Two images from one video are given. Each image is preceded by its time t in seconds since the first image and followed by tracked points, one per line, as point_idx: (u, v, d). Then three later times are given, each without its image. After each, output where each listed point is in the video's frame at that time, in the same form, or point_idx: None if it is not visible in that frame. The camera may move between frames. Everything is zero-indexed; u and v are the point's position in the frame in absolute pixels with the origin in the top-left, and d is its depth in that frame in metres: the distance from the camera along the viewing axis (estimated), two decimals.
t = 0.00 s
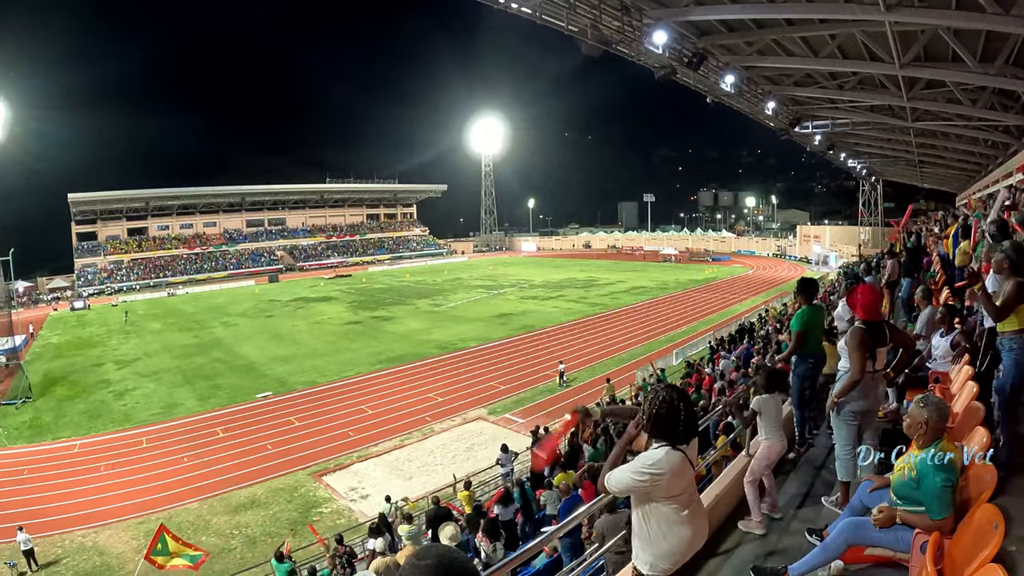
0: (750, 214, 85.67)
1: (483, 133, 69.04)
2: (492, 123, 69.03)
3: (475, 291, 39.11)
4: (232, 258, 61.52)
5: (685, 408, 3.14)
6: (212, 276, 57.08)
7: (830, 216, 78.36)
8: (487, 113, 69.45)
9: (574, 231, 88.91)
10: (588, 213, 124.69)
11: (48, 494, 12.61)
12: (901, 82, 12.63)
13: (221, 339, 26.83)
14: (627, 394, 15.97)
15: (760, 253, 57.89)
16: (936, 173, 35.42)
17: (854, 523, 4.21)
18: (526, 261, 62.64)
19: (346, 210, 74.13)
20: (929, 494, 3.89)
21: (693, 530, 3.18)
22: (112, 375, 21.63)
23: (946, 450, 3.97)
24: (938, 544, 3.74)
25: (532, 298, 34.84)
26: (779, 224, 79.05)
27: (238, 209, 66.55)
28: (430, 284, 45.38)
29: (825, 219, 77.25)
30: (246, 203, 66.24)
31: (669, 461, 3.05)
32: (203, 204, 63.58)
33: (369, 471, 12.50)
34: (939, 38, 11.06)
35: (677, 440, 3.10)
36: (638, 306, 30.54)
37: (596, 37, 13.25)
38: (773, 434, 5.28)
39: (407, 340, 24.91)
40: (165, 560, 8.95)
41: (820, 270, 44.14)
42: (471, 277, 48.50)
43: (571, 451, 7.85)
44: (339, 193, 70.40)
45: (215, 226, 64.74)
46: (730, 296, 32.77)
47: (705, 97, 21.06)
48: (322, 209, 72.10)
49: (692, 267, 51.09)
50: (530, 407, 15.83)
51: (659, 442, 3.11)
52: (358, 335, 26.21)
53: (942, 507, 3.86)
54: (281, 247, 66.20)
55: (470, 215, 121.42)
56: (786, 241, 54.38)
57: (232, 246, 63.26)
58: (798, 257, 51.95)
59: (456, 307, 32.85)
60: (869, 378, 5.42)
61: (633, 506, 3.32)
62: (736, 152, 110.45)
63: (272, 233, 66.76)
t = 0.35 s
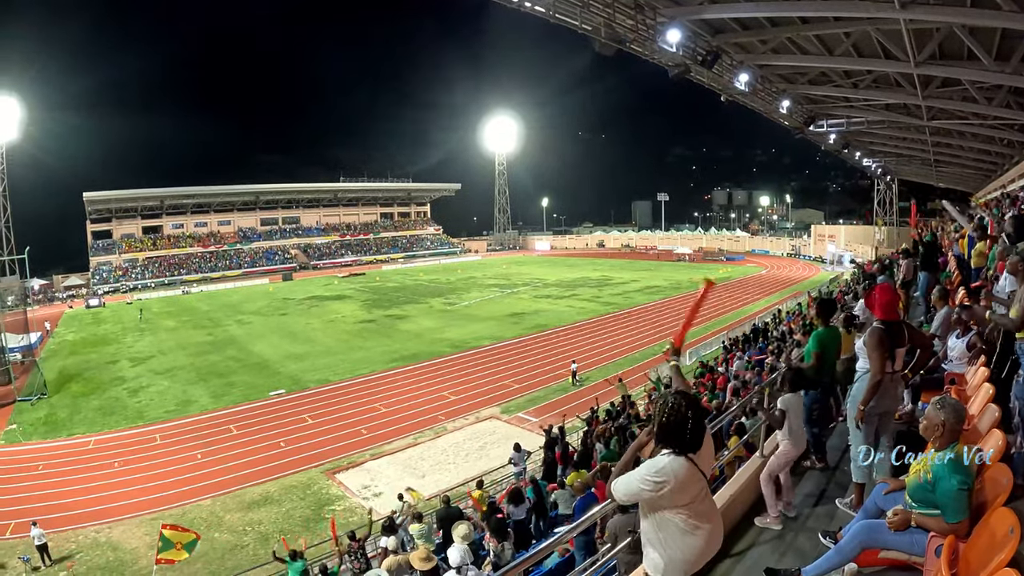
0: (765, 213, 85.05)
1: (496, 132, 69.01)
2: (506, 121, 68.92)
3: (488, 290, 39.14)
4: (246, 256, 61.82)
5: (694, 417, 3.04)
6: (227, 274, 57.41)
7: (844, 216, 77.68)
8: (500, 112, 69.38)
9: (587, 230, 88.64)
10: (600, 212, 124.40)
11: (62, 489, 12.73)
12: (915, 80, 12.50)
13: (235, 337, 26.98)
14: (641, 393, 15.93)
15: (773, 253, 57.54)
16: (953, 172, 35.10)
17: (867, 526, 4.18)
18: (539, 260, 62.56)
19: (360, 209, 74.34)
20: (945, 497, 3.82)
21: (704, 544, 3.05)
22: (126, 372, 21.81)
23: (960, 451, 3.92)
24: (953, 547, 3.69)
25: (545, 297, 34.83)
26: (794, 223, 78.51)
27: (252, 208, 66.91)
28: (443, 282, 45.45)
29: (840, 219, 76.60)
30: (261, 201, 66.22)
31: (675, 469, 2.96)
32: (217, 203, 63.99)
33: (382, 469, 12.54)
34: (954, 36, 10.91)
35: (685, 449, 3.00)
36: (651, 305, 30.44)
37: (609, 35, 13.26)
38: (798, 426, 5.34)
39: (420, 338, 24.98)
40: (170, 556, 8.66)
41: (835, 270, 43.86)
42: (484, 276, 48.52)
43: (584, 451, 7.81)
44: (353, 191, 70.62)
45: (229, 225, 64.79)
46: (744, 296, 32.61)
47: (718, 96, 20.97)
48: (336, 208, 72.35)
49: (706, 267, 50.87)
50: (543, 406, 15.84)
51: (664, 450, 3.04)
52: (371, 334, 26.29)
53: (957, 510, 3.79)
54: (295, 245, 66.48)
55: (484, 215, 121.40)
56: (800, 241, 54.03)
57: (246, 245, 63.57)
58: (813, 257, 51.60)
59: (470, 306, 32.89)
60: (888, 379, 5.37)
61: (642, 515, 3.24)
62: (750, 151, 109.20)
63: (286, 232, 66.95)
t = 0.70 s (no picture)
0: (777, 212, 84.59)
1: (508, 131, 69.01)
2: (518, 121, 68.94)
3: (500, 290, 39.18)
4: (259, 255, 62.06)
5: (722, 421, 3.08)
6: (240, 273, 57.67)
7: (858, 216, 77.11)
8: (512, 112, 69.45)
9: (600, 229, 88.47)
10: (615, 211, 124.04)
11: (74, 486, 12.84)
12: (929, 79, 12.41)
13: (248, 336, 27.11)
14: (654, 392, 15.92)
15: (786, 253, 57.25)
16: (970, 172, 34.73)
17: (882, 529, 4.15)
18: (553, 260, 62.59)
19: (372, 209, 74.59)
20: (959, 499, 3.73)
21: (722, 546, 3.05)
22: (139, 370, 21.95)
23: (977, 454, 3.80)
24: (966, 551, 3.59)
25: (557, 297, 34.84)
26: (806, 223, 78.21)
27: (265, 207, 67.21)
28: (455, 282, 45.47)
29: (853, 218, 76.11)
30: (273, 201, 66.58)
31: (698, 466, 3.00)
32: (229, 202, 64.37)
33: (394, 468, 12.57)
34: (968, 35, 10.81)
35: (712, 450, 3.04)
36: (664, 305, 30.36)
37: (621, 35, 13.25)
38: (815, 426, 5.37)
39: (432, 338, 25.01)
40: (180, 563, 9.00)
41: (849, 270, 43.59)
42: (496, 276, 48.52)
43: (596, 451, 7.79)
44: (365, 191, 70.80)
45: (242, 225, 65.16)
46: (757, 296, 32.47)
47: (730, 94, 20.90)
48: (348, 208, 72.62)
49: (719, 267, 50.74)
50: (556, 405, 15.85)
51: (692, 449, 3.07)
52: (383, 333, 26.35)
53: (971, 513, 3.70)
54: (308, 245, 66.76)
55: (496, 214, 121.39)
56: (813, 240, 53.72)
57: (258, 244, 63.91)
58: (826, 257, 51.31)
59: (482, 305, 32.90)
60: (905, 381, 5.29)
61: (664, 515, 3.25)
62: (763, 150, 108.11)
63: (298, 231, 67.28)
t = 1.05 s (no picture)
0: (791, 212, 84.04)
1: (521, 131, 69.01)
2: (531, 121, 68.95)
3: (514, 290, 39.16)
4: (272, 255, 62.35)
5: (758, 412, 3.14)
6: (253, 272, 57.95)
7: (873, 216, 76.46)
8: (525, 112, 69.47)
9: (613, 229, 88.28)
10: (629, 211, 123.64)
11: (88, 484, 12.93)
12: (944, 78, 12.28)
13: (261, 335, 27.27)
14: (667, 393, 15.90)
15: (800, 254, 56.84)
16: (988, 173, 34.33)
17: (896, 533, 3.90)
18: (567, 260, 62.57)
19: (386, 209, 74.81)
20: (977, 504, 3.50)
21: (763, 527, 3.14)
22: (153, 368, 22.14)
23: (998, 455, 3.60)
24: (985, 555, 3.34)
25: (570, 297, 34.84)
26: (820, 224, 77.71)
27: (278, 207, 67.44)
28: (468, 281, 45.53)
29: (867, 219, 75.48)
30: (286, 201, 67.02)
31: (737, 455, 3.07)
32: (243, 202, 64.81)
33: (406, 467, 12.60)
34: (983, 34, 10.68)
35: (748, 440, 3.11)
36: (677, 306, 30.27)
37: (635, 35, 13.26)
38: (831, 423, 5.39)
39: (445, 337, 25.05)
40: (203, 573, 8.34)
41: (864, 272, 43.26)
42: (509, 276, 48.56)
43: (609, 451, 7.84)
44: (377, 191, 71.02)
45: (256, 224, 65.62)
46: (771, 297, 32.28)
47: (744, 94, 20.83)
48: (362, 207, 72.88)
49: (732, 267, 50.50)
50: (569, 406, 15.83)
51: (729, 439, 3.14)
52: (396, 333, 26.42)
53: (989, 517, 3.47)
54: (321, 244, 67.03)
55: (510, 214, 121.36)
56: (828, 241, 53.33)
57: (272, 243, 64.27)
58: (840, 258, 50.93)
59: (495, 305, 32.93)
60: (919, 384, 5.21)
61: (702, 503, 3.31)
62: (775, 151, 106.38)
63: (311, 231, 67.64)
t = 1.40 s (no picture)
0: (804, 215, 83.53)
1: (533, 133, 68.97)
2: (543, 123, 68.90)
3: (526, 292, 39.15)
4: (284, 256, 62.68)
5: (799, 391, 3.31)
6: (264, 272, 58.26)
7: (885, 219, 75.85)
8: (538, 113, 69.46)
9: (626, 232, 88.05)
10: (641, 213, 123.28)
11: (99, 481, 13.03)
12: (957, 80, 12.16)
13: (273, 335, 27.42)
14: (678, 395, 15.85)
15: (812, 256, 56.52)
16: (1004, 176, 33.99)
17: (908, 537, 3.74)
18: (579, 262, 62.52)
19: (398, 210, 75.02)
20: (991, 508, 3.38)
21: (792, 504, 3.37)
22: (165, 367, 22.29)
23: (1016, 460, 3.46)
24: (996, 560, 3.20)
25: (582, 299, 34.82)
26: (833, 226, 77.17)
27: (291, 208, 68.02)
28: (479, 283, 45.62)
29: (878, 222, 74.91)
30: (299, 202, 67.45)
31: (779, 431, 3.28)
32: (256, 203, 65.22)
33: (417, 468, 12.64)
34: (997, 34, 10.58)
35: (789, 418, 3.29)
36: (689, 309, 30.17)
37: (647, 36, 13.24)
38: (843, 426, 5.36)
39: (456, 339, 25.10)
40: None
41: (875, 275, 43.02)
42: (520, 278, 48.53)
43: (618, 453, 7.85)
44: (389, 192, 71.23)
45: (268, 225, 66.08)
46: (783, 300, 32.11)
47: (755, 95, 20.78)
48: (374, 208, 73.12)
49: (745, 270, 50.27)
50: (579, 408, 15.83)
51: (769, 416, 3.32)
52: (407, 334, 26.47)
53: (1000, 520, 3.34)
54: (334, 245, 67.27)
55: (521, 216, 121.28)
56: (840, 244, 52.99)
57: (284, 244, 64.63)
58: (852, 261, 50.62)
59: (506, 307, 32.97)
60: (929, 387, 5.10)
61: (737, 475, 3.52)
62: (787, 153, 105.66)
63: (323, 232, 67.97)
